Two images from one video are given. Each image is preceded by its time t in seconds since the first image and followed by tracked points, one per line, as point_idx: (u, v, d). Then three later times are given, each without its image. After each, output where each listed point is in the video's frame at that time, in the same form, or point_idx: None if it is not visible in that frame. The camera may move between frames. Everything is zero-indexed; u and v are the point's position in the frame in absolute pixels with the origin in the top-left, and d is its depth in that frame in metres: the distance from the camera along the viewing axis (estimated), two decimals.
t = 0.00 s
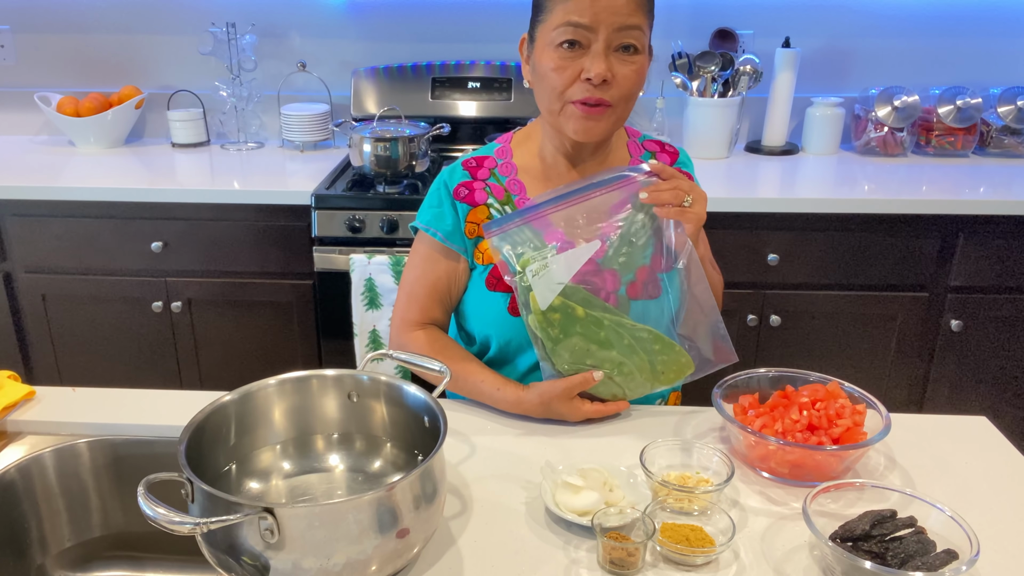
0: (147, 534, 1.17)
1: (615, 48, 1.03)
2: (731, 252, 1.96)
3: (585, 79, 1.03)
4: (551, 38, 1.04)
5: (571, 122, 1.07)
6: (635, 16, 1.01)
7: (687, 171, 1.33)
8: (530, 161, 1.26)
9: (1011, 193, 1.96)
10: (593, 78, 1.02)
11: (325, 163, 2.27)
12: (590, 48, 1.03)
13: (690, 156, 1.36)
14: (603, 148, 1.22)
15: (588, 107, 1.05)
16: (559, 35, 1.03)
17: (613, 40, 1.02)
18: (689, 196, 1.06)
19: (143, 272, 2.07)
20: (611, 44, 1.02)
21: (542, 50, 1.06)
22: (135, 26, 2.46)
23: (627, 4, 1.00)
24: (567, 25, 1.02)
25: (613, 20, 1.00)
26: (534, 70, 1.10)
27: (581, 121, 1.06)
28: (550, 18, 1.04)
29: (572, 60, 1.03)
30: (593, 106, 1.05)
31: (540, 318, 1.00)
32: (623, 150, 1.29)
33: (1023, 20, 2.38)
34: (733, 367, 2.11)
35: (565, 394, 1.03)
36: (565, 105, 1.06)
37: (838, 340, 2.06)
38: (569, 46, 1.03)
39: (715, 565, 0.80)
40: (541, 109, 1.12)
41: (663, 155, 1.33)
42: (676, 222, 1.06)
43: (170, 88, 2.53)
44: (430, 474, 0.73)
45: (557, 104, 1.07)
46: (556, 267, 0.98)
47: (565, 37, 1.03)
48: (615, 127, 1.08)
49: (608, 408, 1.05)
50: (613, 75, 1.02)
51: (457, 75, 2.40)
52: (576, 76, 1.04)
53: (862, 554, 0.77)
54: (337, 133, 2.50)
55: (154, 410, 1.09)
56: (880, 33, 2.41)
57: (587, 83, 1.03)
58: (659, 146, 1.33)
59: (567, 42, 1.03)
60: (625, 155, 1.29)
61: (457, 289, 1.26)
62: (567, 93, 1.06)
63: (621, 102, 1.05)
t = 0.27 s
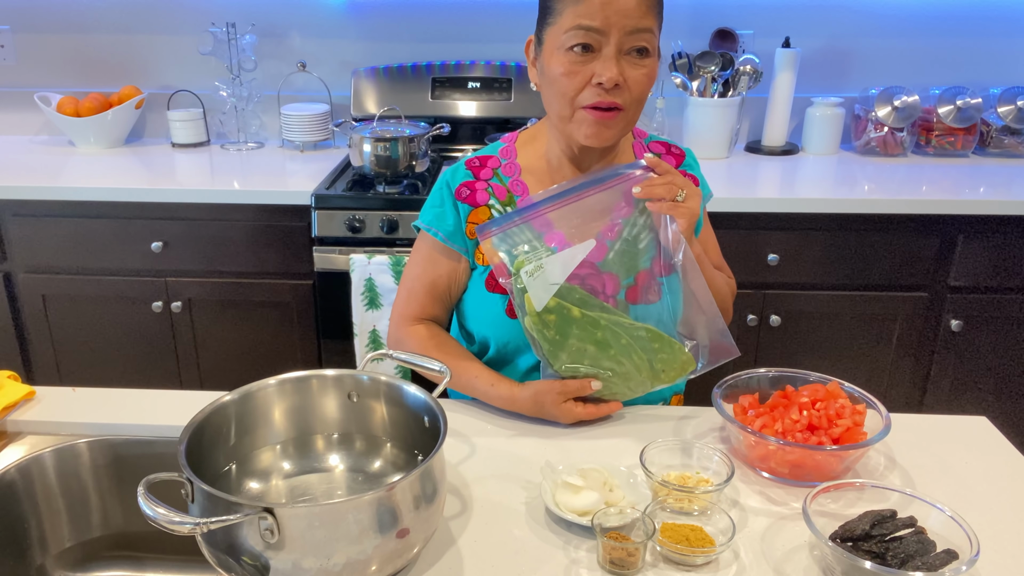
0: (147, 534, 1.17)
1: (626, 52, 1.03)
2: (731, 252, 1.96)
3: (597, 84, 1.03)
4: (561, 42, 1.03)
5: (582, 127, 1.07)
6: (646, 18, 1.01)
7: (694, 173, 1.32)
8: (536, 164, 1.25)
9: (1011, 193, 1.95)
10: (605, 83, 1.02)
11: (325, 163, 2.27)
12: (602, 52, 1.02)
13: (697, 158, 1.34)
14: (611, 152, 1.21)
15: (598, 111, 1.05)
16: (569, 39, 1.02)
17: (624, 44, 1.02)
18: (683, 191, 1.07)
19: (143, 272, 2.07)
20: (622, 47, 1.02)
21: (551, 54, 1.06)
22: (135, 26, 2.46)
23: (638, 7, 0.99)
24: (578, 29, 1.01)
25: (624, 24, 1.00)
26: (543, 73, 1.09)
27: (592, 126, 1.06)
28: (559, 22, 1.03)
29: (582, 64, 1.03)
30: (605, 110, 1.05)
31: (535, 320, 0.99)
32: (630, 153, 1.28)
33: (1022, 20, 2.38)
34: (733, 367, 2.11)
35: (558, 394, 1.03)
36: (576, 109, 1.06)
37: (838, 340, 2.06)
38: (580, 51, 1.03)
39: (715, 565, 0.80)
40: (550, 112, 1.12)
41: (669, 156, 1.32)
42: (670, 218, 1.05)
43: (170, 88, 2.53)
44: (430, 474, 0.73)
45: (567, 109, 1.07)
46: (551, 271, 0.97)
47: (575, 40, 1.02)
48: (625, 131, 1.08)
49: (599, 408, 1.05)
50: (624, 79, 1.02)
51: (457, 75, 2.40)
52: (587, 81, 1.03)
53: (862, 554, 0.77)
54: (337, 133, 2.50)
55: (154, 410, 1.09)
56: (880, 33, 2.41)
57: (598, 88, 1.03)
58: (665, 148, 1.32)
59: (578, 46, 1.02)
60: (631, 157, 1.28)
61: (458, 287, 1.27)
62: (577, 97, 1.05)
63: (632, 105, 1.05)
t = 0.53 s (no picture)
0: (147, 534, 1.17)
1: (624, 50, 1.03)
2: (731, 252, 1.96)
3: (595, 82, 1.02)
4: (559, 40, 1.03)
5: (580, 125, 1.07)
6: (644, 18, 1.01)
7: (693, 172, 1.31)
8: (532, 163, 1.26)
9: (1011, 193, 1.95)
10: (603, 81, 1.02)
11: (325, 163, 2.27)
12: (600, 51, 1.02)
13: (696, 157, 1.34)
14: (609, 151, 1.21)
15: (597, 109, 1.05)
16: (568, 37, 1.02)
17: (623, 42, 1.02)
18: (676, 187, 1.06)
19: (143, 272, 2.07)
20: (621, 46, 1.02)
21: (550, 52, 1.06)
22: (136, 26, 2.46)
23: (636, 6, 0.99)
24: (577, 27, 1.01)
25: (623, 23, 1.00)
26: (541, 72, 1.09)
27: (590, 124, 1.06)
28: (558, 21, 1.03)
29: (581, 62, 1.03)
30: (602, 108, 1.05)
31: (535, 321, 1.00)
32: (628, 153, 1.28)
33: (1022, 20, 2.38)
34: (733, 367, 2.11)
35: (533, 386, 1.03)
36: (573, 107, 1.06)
37: (838, 340, 2.06)
38: (578, 49, 1.03)
39: (715, 565, 0.80)
40: (548, 111, 1.12)
41: (668, 155, 1.31)
42: (664, 214, 1.05)
43: (170, 88, 2.53)
44: (430, 474, 0.73)
45: (565, 107, 1.07)
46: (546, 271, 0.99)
47: (574, 39, 1.02)
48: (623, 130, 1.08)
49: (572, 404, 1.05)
50: (623, 77, 1.02)
51: (457, 75, 2.40)
52: (585, 79, 1.03)
53: (862, 554, 0.77)
54: (337, 133, 2.50)
55: (154, 410, 1.09)
56: (880, 33, 2.41)
57: (597, 86, 1.03)
58: (664, 147, 1.32)
59: (576, 44, 1.02)
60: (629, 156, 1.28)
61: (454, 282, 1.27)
62: (576, 96, 1.05)
63: (630, 104, 1.06)
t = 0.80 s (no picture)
0: (148, 534, 1.17)
1: (616, 49, 1.02)
2: (731, 252, 1.96)
3: (586, 80, 1.02)
4: (552, 39, 1.04)
5: (572, 123, 1.06)
6: (637, 17, 1.01)
7: (690, 172, 1.31)
8: (528, 163, 1.25)
9: (1011, 193, 1.95)
10: (594, 79, 1.01)
11: (325, 163, 2.27)
12: (592, 49, 1.02)
13: (695, 157, 1.33)
14: (605, 152, 1.19)
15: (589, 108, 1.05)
16: (560, 36, 1.03)
17: (614, 41, 1.02)
18: (667, 191, 1.05)
19: (143, 272, 2.07)
20: (612, 44, 1.02)
21: (543, 51, 1.06)
22: (136, 26, 2.46)
23: (629, 5, 1.00)
24: (569, 26, 1.02)
25: (614, 21, 1.00)
26: (534, 72, 1.10)
27: (582, 122, 1.05)
28: (551, 20, 1.04)
29: (572, 61, 1.03)
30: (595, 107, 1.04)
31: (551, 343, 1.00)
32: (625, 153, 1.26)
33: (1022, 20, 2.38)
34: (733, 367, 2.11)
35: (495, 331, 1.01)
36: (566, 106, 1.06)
37: (838, 340, 2.06)
38: (570, 48, 1.03)
39: (715, 565, 0.80)
40: (541, 111, 1.11)
41: (665, 155, 1.31)
42: (655, 218, 1.05)
43: (170, 88, 2.53)
44: (430, 474, 0.73)
45: (558, 106, 1.07)
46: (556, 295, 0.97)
47: (566, 37, 1.03)
48: (617, 130, 1.07)
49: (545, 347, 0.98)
50: (614, 76, 1.02)
51: (457, 74, 2.40)
52: (577, 78, 1.03)
53: (862, 554, 0.77)
54: (337, 133, 2.50)
55: (154, 410, 1.09)
56: (880, 33, 2.41)
57: (588, 84, 1.03)
58: (662, 146, 1.31)
59: (568, 43, 1.03)
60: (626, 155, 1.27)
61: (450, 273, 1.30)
62: (568, 94, 1.05)
63: (623, 103, 1.05)
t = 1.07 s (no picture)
0: (148, 534, 1.17)
1: (611, 51, 1.03)
2: (731, 252, 1.96)
3: (581, 80, 1.02)
4: (548, 39, 1.04)
5: (567, 124, 1.06)
6: (633, 17, 1.01)
7: (692, 171, 1.30)
8: (528, 163, 1.25)
9: (1011, 193, 1.95)
10: (589, 80, 1.01)
11: (325, 163, 2.27)
12: (587, 50, 1.03)
13: (696, 156, 1.33)
14: (603, 152, 1.19)
15: (584, 108, 1.05)
16: (556, 36, 1.03)
17: (610, 41, 1.02)
18: (671, 192, 1.05)
19: (142, 272, 2.07)
20: (607, 45, 1.02)
21: (539, 52, 1.06)
22: (136, 26, 2.46)
23: (626, 5, 1.00)
24: (564, 26, 1.02)
25: (610, 22, 1.00)
26: (532, 73, 1.10)
27: (578, 123, 1.05)
28: (546, 20, 1.04)
29: (568, 61, 1.03)
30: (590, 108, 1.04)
31: (563, 347, 1.03)
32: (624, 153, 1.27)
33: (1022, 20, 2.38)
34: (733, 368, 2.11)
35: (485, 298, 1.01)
36: (562, 107, 1.06)
37: (838, 340, 2.06)
38: (566, 48, 1.03)
39: (715, 565, 0.80)
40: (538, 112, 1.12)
41: (667, 154, 1.30)
42: (659, 220, 1.05)
43: (170, 88, 2.53)
44: (430, 474, 0.73)
45: (554, 106, 1.07)
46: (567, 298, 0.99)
47: (561, 38, 1.03)
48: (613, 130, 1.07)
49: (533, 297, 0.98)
50: (609, 77, 1.02)
51: (457, 74, 2.40)
52: (572, 78, 1.03)
53: (862, 554, 0.77)
54: (337, 133, 2.50)
55: (154, 410, 1.09)
56: (880, 34, 2.41)
57: (583, 85, 1.03)
58: (664, 146, 1.31)
59: (563, 43, 1.03)
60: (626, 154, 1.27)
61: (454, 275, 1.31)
62: (563, 94, 1.05)
63: (619, 104, 1.05)
